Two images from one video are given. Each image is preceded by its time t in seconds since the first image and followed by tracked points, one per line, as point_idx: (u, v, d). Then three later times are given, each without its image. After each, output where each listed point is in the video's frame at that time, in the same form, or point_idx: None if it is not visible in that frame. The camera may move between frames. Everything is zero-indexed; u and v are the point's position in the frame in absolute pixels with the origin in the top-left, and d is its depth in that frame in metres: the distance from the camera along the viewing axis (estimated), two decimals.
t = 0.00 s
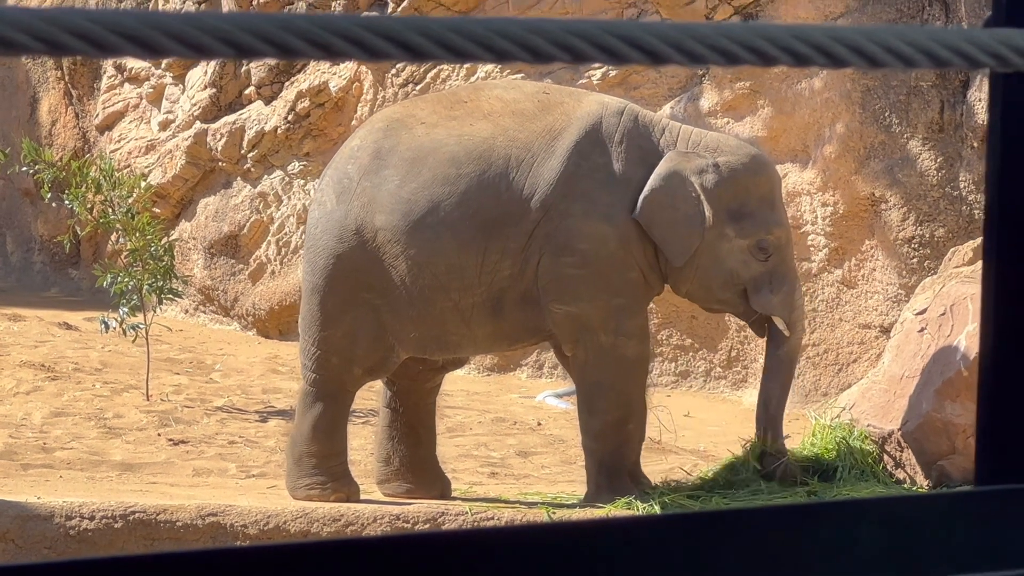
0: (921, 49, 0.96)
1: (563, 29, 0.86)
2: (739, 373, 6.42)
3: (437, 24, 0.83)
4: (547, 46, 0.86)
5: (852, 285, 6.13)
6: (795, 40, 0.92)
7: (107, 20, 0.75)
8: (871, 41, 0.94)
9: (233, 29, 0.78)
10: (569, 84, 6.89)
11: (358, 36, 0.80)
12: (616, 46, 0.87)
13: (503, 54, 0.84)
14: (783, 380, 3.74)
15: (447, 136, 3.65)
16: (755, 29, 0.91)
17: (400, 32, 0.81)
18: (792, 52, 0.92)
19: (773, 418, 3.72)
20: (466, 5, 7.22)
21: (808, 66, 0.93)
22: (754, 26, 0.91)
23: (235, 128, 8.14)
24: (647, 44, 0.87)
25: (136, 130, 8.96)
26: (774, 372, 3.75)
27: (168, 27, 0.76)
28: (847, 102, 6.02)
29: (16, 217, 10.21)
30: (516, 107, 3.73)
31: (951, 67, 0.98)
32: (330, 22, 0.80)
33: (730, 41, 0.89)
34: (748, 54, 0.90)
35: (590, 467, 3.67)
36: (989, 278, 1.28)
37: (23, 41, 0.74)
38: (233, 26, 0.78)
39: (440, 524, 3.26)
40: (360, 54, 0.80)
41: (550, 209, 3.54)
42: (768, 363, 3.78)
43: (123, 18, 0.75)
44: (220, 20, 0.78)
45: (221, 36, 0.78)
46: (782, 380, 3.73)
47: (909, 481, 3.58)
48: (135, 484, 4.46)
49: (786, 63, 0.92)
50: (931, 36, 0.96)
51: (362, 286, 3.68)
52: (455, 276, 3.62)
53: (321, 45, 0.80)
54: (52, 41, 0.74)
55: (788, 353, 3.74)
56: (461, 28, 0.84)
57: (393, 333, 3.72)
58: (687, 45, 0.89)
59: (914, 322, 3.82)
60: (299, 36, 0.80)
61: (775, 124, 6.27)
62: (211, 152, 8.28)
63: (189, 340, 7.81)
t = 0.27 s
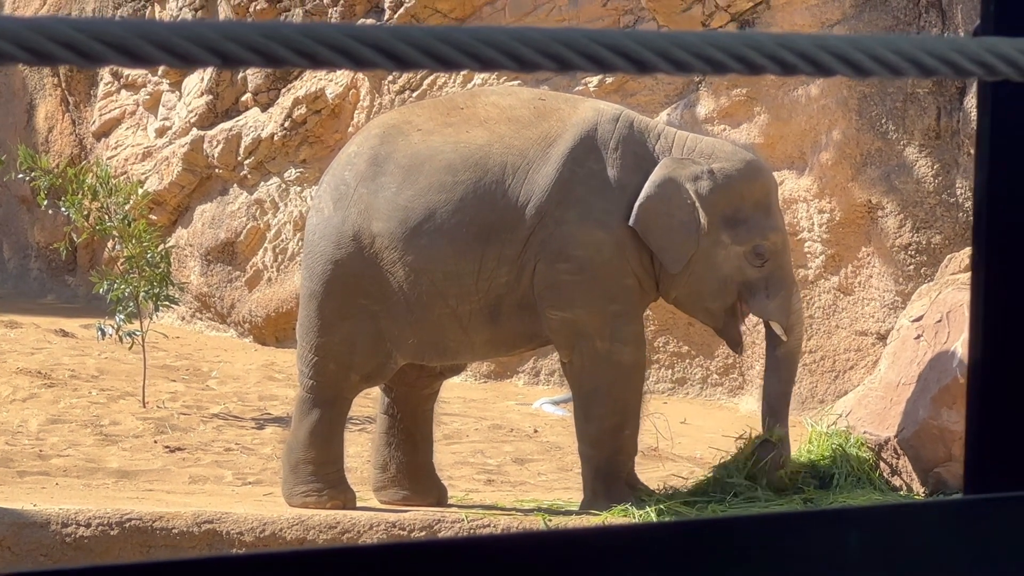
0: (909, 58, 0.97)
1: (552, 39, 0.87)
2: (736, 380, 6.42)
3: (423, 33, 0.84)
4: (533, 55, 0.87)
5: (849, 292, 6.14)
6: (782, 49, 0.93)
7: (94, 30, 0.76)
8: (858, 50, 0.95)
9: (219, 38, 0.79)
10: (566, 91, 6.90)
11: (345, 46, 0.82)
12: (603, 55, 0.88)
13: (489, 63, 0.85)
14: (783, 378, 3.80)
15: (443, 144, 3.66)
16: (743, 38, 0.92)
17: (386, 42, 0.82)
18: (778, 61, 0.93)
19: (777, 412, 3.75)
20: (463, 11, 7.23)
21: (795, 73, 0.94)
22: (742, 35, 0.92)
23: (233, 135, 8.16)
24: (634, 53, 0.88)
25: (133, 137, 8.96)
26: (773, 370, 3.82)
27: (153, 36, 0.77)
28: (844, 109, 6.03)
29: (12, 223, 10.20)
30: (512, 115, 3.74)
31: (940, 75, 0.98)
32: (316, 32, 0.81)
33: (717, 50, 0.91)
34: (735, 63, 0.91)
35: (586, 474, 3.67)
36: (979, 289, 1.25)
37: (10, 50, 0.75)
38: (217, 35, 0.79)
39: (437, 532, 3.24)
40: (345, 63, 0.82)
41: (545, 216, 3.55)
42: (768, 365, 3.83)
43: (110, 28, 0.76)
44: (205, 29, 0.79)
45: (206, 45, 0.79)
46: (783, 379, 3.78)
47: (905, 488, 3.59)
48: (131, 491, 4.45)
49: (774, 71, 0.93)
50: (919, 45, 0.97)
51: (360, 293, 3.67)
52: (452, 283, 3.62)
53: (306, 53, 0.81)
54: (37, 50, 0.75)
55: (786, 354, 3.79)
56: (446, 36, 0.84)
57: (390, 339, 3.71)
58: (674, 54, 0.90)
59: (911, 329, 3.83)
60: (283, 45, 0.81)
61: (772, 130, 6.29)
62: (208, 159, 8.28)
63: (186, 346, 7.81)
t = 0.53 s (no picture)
0: (904, 68, 0.98)
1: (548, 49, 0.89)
2: (733, 388, 6.43)
3: (420, 43, 0.85)
4: (531, 65, 0.88)
5: (847, 300, 6.15)
6: (779, 59, 0.95)
7: (95, 41, 0.78)
8: (855, 61, 0.96)
9: (219, 49, 0.81)
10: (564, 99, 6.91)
11: (344, 57, 0.83)
12: (600, 65, 0.90)
13: (487, 73, 0.87)
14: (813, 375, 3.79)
15: (442, 153, 3.67)
16: (739, 48, 0.94)
17: (384, 52, 0.84)
18: (776, 72, 0.95)
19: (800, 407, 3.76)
20: (461, 19, 7.23)
21: (793, 83, 0.96)
22: (741, 46, 0.94)
23: (231, 142, 8.16)
24: (633, 65, 0.91)
25: (131, 145, 8.97)
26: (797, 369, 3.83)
27: (151, 47, 0.80)
28: (842, 117, 6.03)
29: (10, 231, 10.21)
30: (510, 123, 3.74)
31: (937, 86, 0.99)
32: (314, 42, 0.83)
33: (715, 61, 0.93)
34: (731, 73, 0.93)
35: (584, 482, 3.67)
36: (977, 293, 1.38)
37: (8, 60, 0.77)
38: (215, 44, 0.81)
39: (434, 539, 3.26)
40: (343, 73, 0.83)
41: (543, 224, 3.56)
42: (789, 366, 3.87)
43: (108, 38, 0.78)
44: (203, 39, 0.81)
45: (206, 56, 0.81)
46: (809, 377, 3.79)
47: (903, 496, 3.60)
48: (130, 498, 4.45)
49: (770, 81, 0.94)
50: (915, 55, 0.98)
51: (359, 300, 3.68)
52: (451, 291, 3.63)
53: (304, 63, 0.83)
54: (35, 60, 0.77)
55: (802, 349, 3.80)
56: (441, 46, 0.86)
57: (389, 347, 3.72)
58: (671, 64, 0.92)
59: (908, 337, 3.83)
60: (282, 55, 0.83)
61: (770, 138, 6.30)
62: (206, 166, 8.29)
63: (184, 354, 7.81)
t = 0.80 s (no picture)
0: (909, 80, 1.00)
1: (552, 61, 0.90)
2: (731, 397, 6.42)
3: (424, 55, 0.86)
4: (535, 76, 0.89)
5: (844, 308, 6.15)
6: (781, 70, 0.96)
7: (98, 51, 0.79)
8: (858, 72, 0.98)
9: (222, 60, 0.82)
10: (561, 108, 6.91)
11: (348, 68, 0.84)
12: (605, 76, 0.90)
13: (491, 84, 0.88)
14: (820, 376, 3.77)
15: (441, 163, 3.67)
16: (742, 59, 0.95)
17: (389, 64, 0.85)
18: (778, 82, 0.96)
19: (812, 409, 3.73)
20: (458, 27, 7.26)
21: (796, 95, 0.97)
22: (744, 57, 0.95)
23: (229, 150, 8.16)
24: (637, 75, 0.91)
25: (128, 153, 8.97)
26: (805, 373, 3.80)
27: (153, 57, 0.80)
28: (840, 125, 6.06)
29: (7, 238, 10.20)
30: (508, 133, 3.75)
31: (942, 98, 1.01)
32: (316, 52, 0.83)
33: (717, 71, 0.93)
34: (736, 84, 0.94)
35: (581, 489, 3.68)
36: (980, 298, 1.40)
37: (10, 71, 0.77)
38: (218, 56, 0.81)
39: (432, 548, 3.26)
40: (347, 83, 0.84)
41: (540, 232, 3.57)
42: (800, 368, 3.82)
43: (110, 48, 0.79)
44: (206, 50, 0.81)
45: (208, 66, 0.82)
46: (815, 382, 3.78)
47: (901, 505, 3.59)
48: (127, 507, 4.45)
49: (773, 92, 0.96)
50: (918, 67, 1.01)
51: (358, 309, 3.67)
52: (450, 299, 3.63)
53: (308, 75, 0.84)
54: (39, 71, 0.78)
55: (809, 347, 3.77)
56: (446, 57, 0.87)
57: (388, 355, 3.72)
58: (673, 75, 0.92)
59: (906, 346, 3.84)
60: (287, 67, 0.83)
61: (768, 146, 6.31)
62: (204, 174, 8.29)
63: (182, 362, 7.82)
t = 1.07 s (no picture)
0: (911, 91, 1.02)
1: (554, 72, 0.91)
2: (727, 405, 6.42)
3: (427, 67, 0.87)
4: (536, 88, 0.90)
5: (841, 316, 6.16)
6: (783, 81, 0.97)
7: (98, 64, 0.79)
8: (859, 83, 1.00)
9: (222, 72, 0.82)
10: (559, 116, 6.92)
11: (349, 80, 0.85)
12: (606, 88, 0.91)
13: (492, 96, 0.88)
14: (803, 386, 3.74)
15: (439, 173, 3.69)
16: (744, 71, 0.96)
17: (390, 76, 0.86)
18: (779, 93, 0.98)
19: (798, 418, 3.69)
20: (455, 35, 7.28)
21: (797, 107, 0.99)
22: (746, 69, 0.96)
23: (225, 159, 8.15)
24: (637, 86, 0.92)
25: (125, 161, 8.96)
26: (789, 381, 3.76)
27: (154, 69, 0.81)
28: (836, 133, 6.08)
29: (5, 246, 10.19)
30: (506, 142, 3.77)
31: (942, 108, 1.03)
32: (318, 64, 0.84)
33: (718, 83, 0.95)
34: (738, 96, 0.95)
35: (578, 497, 3.68)
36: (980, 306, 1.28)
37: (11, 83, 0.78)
38: (220, 69, 0.82)
39: (429, 557, 3.25)
40: (347, 95, 0.85)
41: (537, 240, 3.59)
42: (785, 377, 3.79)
43: (112, 60, 0.79)
44: (207, 62, 0.82)
45: (209, 77, 0.82)
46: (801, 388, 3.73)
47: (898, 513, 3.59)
48: (124, 515, 4.44)
49: (773, 104, 0.98)
50: (920, 78, 1.01)
51: (356, 317, 3.67)
52: (448, 307, 3.65)
53: (310, 88, 0.84)
54: (41, 84, 0.79)
55: (800, 356, 3.73)
56: (450, 70, 0.88)
57: (386, 362, 3.71)
58: (675, 87, 0.93)
59: (903, 354, 3.85)
60: (290, 80, 0.84)
61: (765, 155, 6.32)
62: (200, 182, 8.29)
63: (179, 370, 7.81)
